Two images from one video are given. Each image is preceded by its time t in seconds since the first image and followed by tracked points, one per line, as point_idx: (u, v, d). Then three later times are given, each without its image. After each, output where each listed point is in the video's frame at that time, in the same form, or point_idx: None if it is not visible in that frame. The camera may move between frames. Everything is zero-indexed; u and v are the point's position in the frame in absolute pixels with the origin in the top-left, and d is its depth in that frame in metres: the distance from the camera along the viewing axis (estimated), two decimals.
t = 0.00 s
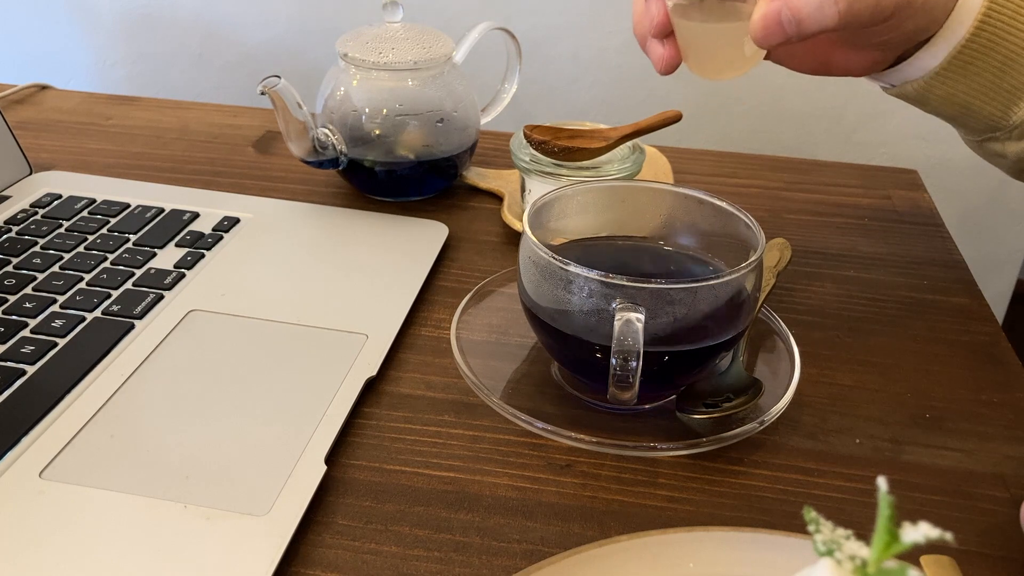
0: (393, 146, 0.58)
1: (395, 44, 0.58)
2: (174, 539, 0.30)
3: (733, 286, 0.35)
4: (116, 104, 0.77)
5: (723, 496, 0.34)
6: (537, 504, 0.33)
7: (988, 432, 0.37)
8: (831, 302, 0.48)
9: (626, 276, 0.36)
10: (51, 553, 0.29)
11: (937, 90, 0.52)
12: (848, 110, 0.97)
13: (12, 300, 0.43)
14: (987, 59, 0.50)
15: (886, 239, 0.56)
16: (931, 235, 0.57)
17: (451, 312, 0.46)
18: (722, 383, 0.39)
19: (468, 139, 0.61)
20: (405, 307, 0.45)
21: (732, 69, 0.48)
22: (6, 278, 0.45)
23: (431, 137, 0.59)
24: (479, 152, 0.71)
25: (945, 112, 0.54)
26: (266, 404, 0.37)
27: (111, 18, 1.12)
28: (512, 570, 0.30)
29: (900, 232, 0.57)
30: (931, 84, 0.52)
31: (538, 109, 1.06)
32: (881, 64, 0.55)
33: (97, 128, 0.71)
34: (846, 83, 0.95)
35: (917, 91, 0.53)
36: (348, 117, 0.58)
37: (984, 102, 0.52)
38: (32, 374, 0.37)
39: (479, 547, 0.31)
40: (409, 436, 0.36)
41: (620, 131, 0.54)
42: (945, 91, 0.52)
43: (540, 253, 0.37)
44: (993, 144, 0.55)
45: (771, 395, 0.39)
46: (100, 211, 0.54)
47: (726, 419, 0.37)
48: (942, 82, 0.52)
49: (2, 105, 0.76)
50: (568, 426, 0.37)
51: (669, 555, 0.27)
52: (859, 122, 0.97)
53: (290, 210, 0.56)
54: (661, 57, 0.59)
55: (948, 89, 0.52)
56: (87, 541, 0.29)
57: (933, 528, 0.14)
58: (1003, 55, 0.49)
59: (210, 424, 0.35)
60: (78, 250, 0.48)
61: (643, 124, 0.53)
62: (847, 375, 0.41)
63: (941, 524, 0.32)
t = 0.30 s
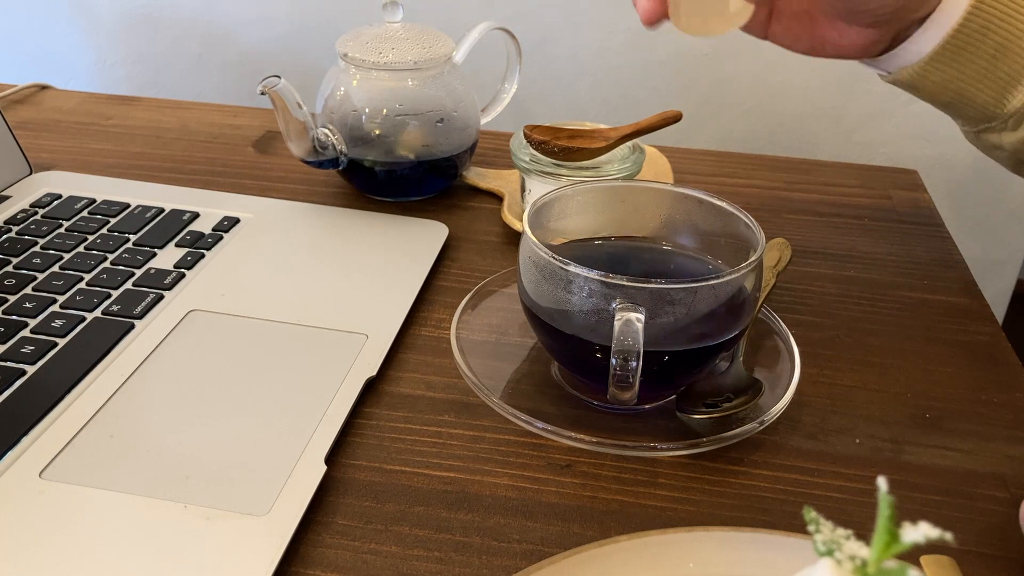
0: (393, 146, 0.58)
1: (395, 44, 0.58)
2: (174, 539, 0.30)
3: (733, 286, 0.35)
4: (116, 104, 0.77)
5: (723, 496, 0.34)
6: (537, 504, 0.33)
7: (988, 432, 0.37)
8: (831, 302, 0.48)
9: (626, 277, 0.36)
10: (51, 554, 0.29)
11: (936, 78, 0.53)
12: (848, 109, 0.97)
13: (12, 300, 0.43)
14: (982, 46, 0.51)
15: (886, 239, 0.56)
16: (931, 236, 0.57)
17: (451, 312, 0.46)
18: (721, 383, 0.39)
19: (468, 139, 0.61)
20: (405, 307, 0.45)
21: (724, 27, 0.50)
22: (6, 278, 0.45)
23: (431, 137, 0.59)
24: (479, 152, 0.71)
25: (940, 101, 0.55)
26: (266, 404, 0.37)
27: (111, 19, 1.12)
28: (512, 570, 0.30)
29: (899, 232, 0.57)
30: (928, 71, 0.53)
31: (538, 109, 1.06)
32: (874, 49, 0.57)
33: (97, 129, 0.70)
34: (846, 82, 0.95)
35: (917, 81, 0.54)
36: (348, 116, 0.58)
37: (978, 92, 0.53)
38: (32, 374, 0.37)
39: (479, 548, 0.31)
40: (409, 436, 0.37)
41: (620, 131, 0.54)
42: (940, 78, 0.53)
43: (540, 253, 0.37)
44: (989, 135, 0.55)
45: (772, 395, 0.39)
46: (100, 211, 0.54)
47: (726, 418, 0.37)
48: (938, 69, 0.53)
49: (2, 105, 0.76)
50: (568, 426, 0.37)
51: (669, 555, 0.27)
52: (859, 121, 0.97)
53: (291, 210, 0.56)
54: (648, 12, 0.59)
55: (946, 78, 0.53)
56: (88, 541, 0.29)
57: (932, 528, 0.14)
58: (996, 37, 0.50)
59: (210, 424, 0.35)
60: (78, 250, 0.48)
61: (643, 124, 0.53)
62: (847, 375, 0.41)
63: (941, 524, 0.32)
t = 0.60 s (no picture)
0: (393, 146, 0.58)
1: (395, 43, 0.58)
2: (174, 540, 0.30)
3: (733, 286, 0.35)
4: (116, 104, 0.77)
5: (723, 497, 0.34)
6: (537, 504, 0.33)
7: (988, 432, 0.37)
8: (831, 302, 0.48)
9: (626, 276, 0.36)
10: (50, 554, 0.29)
11: (919, 53, 0.52)
12: (849, 108, 0.97)
13: (12, 300, 0.43)
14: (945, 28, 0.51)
15: (886, 239, 0.56)
16: (931, 235, 0.57)
17: (451, 312, 0.46)
18: (721, 383, 0.39)
19: (468, 139, 0.61)
20: (405, 307, 0.45)
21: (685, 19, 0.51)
22: (6, 278, 0.45)
23: (431, 138, 0.59)
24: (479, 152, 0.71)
25: (917, 76, 0.54)
26: (266, 404, 0.37)
27: (111, 18, 1.12)
28: (512, 570, 0.30)
29: (899, 231, 0.57)
30: (911, 47, 0.52)
31: (538, 108, 1.06)
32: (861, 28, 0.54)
33: (97, 129, 0.71)
34: (846, 82, 0.95)
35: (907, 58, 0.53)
36: (348, 116, 0.58)
37: (947, 68, 0.52)
38: (32, 374, 0.37)
39: (479, 547, 0.31)
40: (409, 435, 0.36)
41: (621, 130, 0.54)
42: (915, 56, 0.52)
43: (540, 252, 0.37)
44: (971, 116, 0.55)
45: (772, 395, 0.39)
46: (100, 210, 0.54)
47: (726, 419, 0.37)
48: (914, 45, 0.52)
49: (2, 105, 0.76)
50: (569, 426, 0.37)
51: (669, 555, 0.27)
52: (859, 121, 0.97)
53: (291, 210, 0.56)
54: None
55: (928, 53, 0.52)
56: (87, 541, 0.29)
57: (933, 527, 0.14)
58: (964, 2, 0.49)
59: (210, 424, 0.35)
60: (78, 250, 0.48)
61: (643, 124, 0.53)
62: (847, 375, 0.41)
63: (941, 524, 0.32)
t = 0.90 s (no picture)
0: (393, 146, 0.58)
1: (395, 43, 0.58)
2: (174, 540, 0.30)
3: (733, 286, 0.35)
4: (116, 104, 0.77)
5: (724, 497, 0.34)
6: (536, 503, 0.33)
7: (988, 432, 0.37)
8: (831, 302, 0.48)
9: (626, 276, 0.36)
10: (51, 554, 0.29)
11: (881, 114, 0.57)
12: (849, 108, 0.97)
13: (12, 300, 0.43)
14: (906, 82, 0.55)
15: (886, 239, 0.56)
16: (931, 235, 0.57)
17: (451, 312, 0.46)
18: (722, 383, 0.39)
19: (468, 139, 0.61)
20: (405, 307, 0.45)
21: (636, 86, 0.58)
22: (6, 278, 0.45)
23: (431, 138, 0.59)
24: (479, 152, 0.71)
25: (888, 135, 0.59)
26: (266, 404, 0.37)
27: (112, 18, 1.12)
28: (512, 570, 0.30)
29: (900, 231, 0.57)
30: (873, 108, 0.57)
31: (538, 108, 1.06)
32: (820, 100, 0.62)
33: (97, 129, 0.71)
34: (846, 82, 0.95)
35: (872, 120, 0.58)
36: (348, 116, 0.58)
37: (912, 123, 0.57)
38: (32, 374, 0.37)
39: (479, 547, 0.31)
40: (409, 436, 0.36)
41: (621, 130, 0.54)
42: (880, 115, 0.57)
43: (540, 253, 0.37)
44: (947, 162, 0.59)
45: (772, 395, 0.39)
46: (100, 211, 0.54)
47: (726, 419, 0.37)
48: (876, 107, 0.57)
49: (2, 105, 0.76)
50: (569, 426, 0.37)
51: (669, 555, 0.27)
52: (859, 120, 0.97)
53: (291, 210, 0.56)
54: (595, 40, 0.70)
55: (890, 114, 0.57)
56: (88, 541, 0.29)
57: (932, 528, 0.14)
58: (904, 64, 0.54)
59: (210, 423, 0.35)
60: (78, 250, 0.48)
61: (643, 124, 0.53)
62: (846, 375, 0.41)
63: (941, 524, 0.32)
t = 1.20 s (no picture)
0: (393, 146, 0.58)
1: (394, 43, 0.58)
2: (174, 540, 0.30)
3: (733, 286, 0.35)
4: (116, 104, 0.77)
5: (724, 496, 0.34)
6: (537, 503, 0.33)
7: (988, 432, 0.37)
8: (831, 302, 0.48)
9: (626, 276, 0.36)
10: (50, 554, 0.29)
11: (861, 147, 0.61)
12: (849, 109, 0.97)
13: (12, 300, 0.43)
14: (881, 112, 0.59)
15: (886, 239, 0.56)
16: (931, 235, 0.57)
17: (451, 312, 0.46)
18: (722, 383, 0.39)
19: (468, 139, 0.61)
20: (405, 307, 0.45)
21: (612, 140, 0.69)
22: (6, 278, 0.45)
23: (431, 138, 0.59)
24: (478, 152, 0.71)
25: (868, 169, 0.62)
26: (266, 404, 0.37)
27: (112, 19, 1.12)
28: (512, 570, 0.30)
29: (900, 231, 0.57)
30: (853, 141, 0.61)
31: (538, 108, 1.06)
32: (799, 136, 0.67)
33: (97, 129, 0.71)
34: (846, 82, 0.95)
35: (853, 153, 0.62)
36: (348, 117, 0.58)
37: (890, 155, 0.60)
38: (32, 374, 0.37)
39: (479, 547, 0.31)
40: (409, 436, 0.36)
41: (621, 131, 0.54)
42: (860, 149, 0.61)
43: (540, 253, 0.37)
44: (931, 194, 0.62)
45: (772, 395, 0.39)
46: (100, 211, 0.54)
47: (726, 418, 0.37)
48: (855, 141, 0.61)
49: (2, 105, 0.76)
50: (569, 426, 0.37)
51: (670, 555, 0.27)
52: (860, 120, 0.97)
53: (291, 210, 0.56)
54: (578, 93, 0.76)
55: (870, 147, 0.61)
56: (88, 540, 0.29)
57: (933, 527, 0.14)
58: (876, 100, 0.59)
59: (211, 423, 0.35)
60: (78, 250, 0.48)
61: (643, 124, 0.53)
62: (846, 375, 0.41)
63: (941, 524, 0.32)
